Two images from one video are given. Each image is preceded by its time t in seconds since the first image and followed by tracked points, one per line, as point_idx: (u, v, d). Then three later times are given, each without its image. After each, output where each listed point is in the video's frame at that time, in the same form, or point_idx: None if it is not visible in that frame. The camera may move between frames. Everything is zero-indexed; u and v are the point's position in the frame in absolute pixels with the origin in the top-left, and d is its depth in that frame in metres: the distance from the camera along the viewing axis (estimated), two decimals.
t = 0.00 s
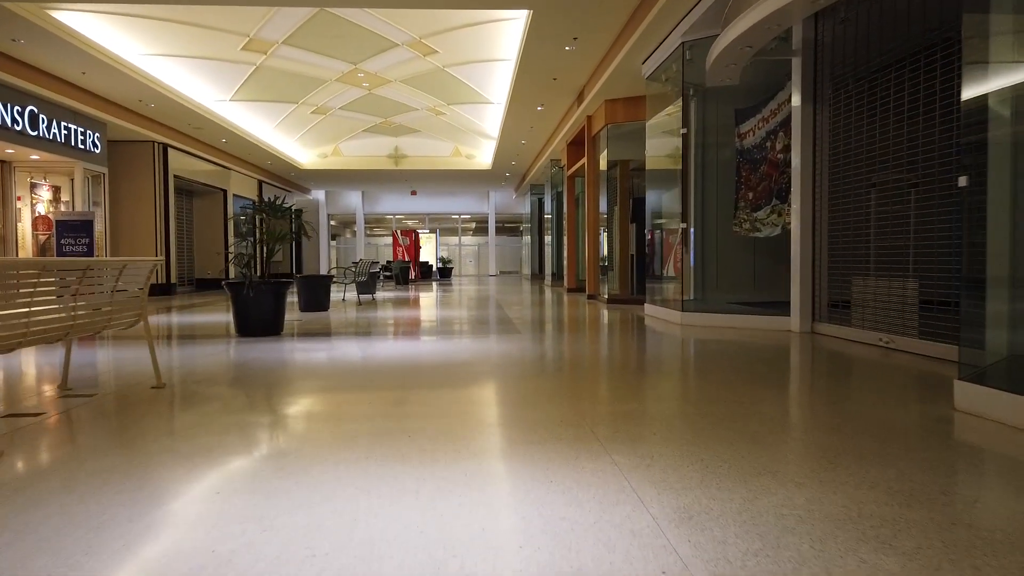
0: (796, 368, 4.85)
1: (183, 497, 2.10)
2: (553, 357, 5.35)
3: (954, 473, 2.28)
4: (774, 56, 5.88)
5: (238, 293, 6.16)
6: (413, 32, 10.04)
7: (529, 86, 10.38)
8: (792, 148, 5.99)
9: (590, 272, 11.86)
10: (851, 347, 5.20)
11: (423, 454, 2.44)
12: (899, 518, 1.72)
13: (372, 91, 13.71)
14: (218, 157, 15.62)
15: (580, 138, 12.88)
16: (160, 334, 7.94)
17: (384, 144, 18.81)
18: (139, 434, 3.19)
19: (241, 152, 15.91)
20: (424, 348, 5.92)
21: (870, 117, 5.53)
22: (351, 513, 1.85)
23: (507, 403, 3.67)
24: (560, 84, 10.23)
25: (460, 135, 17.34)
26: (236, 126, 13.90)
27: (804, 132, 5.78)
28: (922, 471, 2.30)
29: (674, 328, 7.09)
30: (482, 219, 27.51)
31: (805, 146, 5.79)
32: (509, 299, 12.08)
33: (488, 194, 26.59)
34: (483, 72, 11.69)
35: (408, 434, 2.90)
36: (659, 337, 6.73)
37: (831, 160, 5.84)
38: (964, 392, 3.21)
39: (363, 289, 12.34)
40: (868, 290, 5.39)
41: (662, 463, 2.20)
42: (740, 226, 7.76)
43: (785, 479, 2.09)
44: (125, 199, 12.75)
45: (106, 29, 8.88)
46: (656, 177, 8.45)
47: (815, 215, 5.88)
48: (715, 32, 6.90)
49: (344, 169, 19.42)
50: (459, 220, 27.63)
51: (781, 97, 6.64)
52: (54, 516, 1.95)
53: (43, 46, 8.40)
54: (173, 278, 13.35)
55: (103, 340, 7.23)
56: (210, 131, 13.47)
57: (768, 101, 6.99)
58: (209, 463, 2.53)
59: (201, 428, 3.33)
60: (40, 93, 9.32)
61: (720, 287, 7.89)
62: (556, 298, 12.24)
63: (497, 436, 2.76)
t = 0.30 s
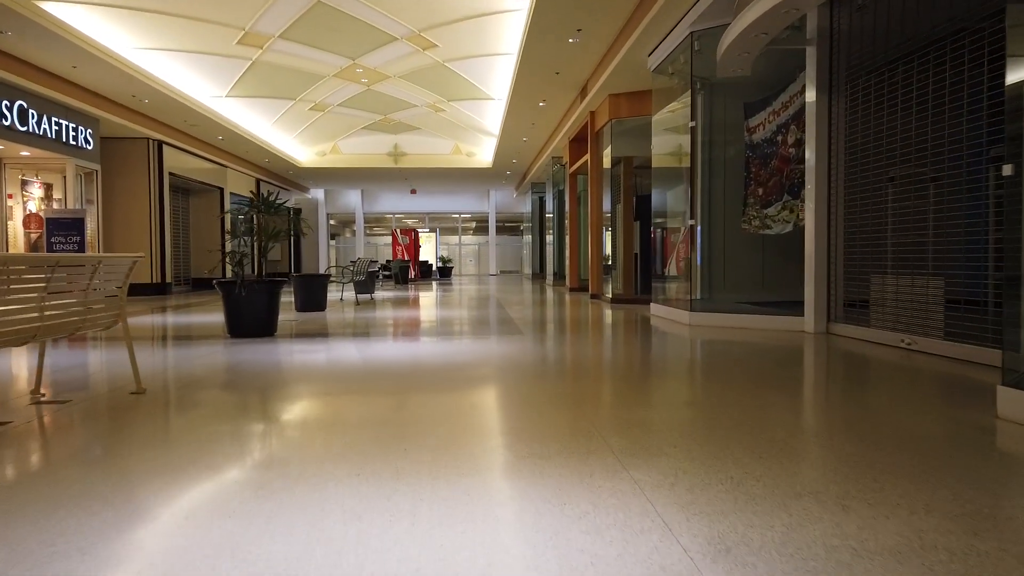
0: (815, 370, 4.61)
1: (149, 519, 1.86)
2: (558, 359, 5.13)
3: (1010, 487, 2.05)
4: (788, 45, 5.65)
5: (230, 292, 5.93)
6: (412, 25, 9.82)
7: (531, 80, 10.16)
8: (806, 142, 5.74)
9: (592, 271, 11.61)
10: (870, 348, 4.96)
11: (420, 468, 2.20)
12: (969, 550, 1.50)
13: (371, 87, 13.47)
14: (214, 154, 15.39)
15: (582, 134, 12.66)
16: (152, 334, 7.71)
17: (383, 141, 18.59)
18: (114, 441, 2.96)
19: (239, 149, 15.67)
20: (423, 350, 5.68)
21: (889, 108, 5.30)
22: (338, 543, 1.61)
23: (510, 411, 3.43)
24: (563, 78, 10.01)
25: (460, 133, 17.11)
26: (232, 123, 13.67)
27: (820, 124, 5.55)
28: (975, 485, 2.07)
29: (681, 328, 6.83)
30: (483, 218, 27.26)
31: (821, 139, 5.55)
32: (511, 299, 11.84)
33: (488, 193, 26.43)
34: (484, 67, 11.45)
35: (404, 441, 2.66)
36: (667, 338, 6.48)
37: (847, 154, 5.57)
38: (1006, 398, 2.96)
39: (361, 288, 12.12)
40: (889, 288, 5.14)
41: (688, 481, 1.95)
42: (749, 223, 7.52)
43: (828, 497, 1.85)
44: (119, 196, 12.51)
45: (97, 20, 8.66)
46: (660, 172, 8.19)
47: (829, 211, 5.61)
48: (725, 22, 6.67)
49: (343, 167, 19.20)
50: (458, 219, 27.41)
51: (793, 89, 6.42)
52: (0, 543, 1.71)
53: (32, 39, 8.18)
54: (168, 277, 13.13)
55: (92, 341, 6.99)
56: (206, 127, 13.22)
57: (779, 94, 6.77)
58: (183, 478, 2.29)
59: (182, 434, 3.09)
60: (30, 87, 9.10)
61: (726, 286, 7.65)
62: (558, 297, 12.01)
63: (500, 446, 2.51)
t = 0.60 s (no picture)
0: (817, 377, 4.43)
1: (92, 561, 1.61)
2: (549, 365, 4.92)
3: None
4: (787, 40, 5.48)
5: (206, 296, 5.66)
6: (399, 20, 9.57)
7: (520, 78, 9.95)
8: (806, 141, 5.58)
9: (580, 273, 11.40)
10: (873, 354, 4.79)
11: (407, 494, 1.97)
12: None
13: (356, 85, 13.21)
14: (195, 153, 15.06)
15: (571, 134, 12.46)
16: (126, 338, 7.41)
17: (368, 140, 18.32)
18: (69, 456, 2.70)
19: (221, 148, 15.35)
20: (408, 356, 5.43)
21: (890, 108, 5.16)
22: None
23: (500, 422, 3.20)
24: (552, 76, 9.81)
25: (447, 132, 16.87)
26: (213, 121, 13.36)
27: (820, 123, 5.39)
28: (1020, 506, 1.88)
29: (675, 332, 6.62)
30: (469, 219, 27.02)
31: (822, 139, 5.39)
32: (498, 301, 11.62)
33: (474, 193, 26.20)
34: (472, 64, 11.22)
35: (389, 461, 2.44)
36: (660, 342, 6.29)
37: (848, 152, 5.43)
38: None
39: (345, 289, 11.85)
40: (893, 290, 4.99)
41: (707, 512, 1.73)
42: (743, 224, 7.35)
43: (864, 528, 1.65)
44: (94, 195, 12.17)
45: (71, 12, 8.38)
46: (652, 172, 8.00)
47: (830, 210, 5.49)
48: (720, 18, 6.49)
49: (326, 167, 18.89)
50: (444, 219, 27.15)
51: (791, 87, 6.26)
52: None
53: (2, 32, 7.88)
54: (145, 279, 12.79)
55: (63, 346, 6.68)
56: (187, 125, 12.91)
57: (775, 91, 6.62)
58: (138, 503, 2.04)
59: (144, 449, 2.83)
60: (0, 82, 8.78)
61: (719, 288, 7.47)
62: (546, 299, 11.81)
63: (493, 465, 2.28)
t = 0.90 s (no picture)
0: (836, 380, 4.18)
1: None
2: (551, 368, 4.66)
3: None
4: (799, 27, 5.23)
5: (190, 296, 5.40)
6: (394, 13, 9.31)
7: (519, 72, 9.69)
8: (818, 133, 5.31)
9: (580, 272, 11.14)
10: (893, 356, 4.54)
11: (394, 522, 1.71)
12: None
13: (350, 80, 12.93)
14: (187, 150, 14.78)
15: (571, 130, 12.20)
16: (111, 341, 7.14)
17: (363, 138, 18.05)
18: (23, 470, 2.44)
19: (214, 145, 15.07)
20: (403, 359, 5.17)
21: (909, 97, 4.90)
22: None
23: (499, 427, 2.95)
24: (552, 69, 9.55)
25: (444, 130, 16.61)
26: (205, 117, 13.08)
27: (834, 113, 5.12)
28: None
29: (680, 333, 6.37)
30: (468, 219, 26.76)
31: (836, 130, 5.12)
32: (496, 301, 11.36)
33: (471, 192, 25.92)
34: (469, 58, 10.96)
35: (377, 476, 2.18)
36: (666, 343, 6.03)
37: (864, 145, 5.16)
38: None
39: (340, 289, 11.59)
40: (913, 290, 4.72)
41: (743, 550, 1.48)
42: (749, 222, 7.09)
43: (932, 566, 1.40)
44: (83, 193, 11.89)
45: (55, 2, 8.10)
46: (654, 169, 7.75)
47: (844, 203, 5.17)
48: (728, 5, 6.23)
49: (322, 165, 18.61)
50: (442, 219, 26.86)
51: (801, 77, 6.01)
52: None
53: None
54: (136, 278, 12.53)
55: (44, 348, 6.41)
56: (178, 121, 12.63)
57: (785, 82, 6.36)
58: (87, 529, 1.77)
59: (105, 460, 2.58)
60: None
61: (724, 286, 7.23)
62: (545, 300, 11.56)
63: (493, 481, 2.03)
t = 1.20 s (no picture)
0: (861, 386, 3.93)
1: None
2: (557, 373, 4.42)
3: None
4: (818, 14, 4.96)
5: (179, 298, 5.15)
6: (394, 6, 9.05)
7: (522, 66, 9.44)
8: (839, 126, 5.05)
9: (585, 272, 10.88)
10: (919, 362, 4.29)
11: (383, 567, 1.47)
12: None
13: (350, 76, 12.68)
14: (184, 148, 14.54)
15: (575, 126, 11.93)
16: (101, 344, 6.89)
17: (363, 135, 17.79)
18: None
19: (212, 143, 14.84)
20: (402, 363, 4.92)
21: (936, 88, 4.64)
22: None
23: (505, 439, 2.70)
24: (555, 63, 9.28)
25: (445, 127, 16.36)
26: (202, 113, 12.84)
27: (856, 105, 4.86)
28: None
29: (691, 335, 6.12)
30: (468, 218, 26.50)
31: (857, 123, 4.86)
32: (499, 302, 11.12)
33: (473, 191, 25.68)
34: (470, 53, 10.70)
35: (367, 500, 1.93)
36: (676, 345, 5.78)
37: (888, 138, 4.89)
38: None
39: (340, 287, 11.34)
40: (939, 292, 4.48)
41: None
42: (762, 219, 6.85)
43: None
44: (76, 191, 11.64)
45: None
46: (663, 165, 7.49)
47: (867, 201, 4.95)
48: None
49: (322, 163, 18.37)
50: (444, 218, 26.62)
51: (818, 69, 5.76)
52: None
53: None
54: (132, 278, 12.31)
55: (30, 353, 6.17)
56: (174, 119, 12.38)
57: (800, 74, 6.10)
58: (24, 571, 1.53)
59: (68, 480, 2.32)
60: None
61: (736, 285, 6.98)
62: (548, 299, 11.32)
63: (497, 512, 1.78)
